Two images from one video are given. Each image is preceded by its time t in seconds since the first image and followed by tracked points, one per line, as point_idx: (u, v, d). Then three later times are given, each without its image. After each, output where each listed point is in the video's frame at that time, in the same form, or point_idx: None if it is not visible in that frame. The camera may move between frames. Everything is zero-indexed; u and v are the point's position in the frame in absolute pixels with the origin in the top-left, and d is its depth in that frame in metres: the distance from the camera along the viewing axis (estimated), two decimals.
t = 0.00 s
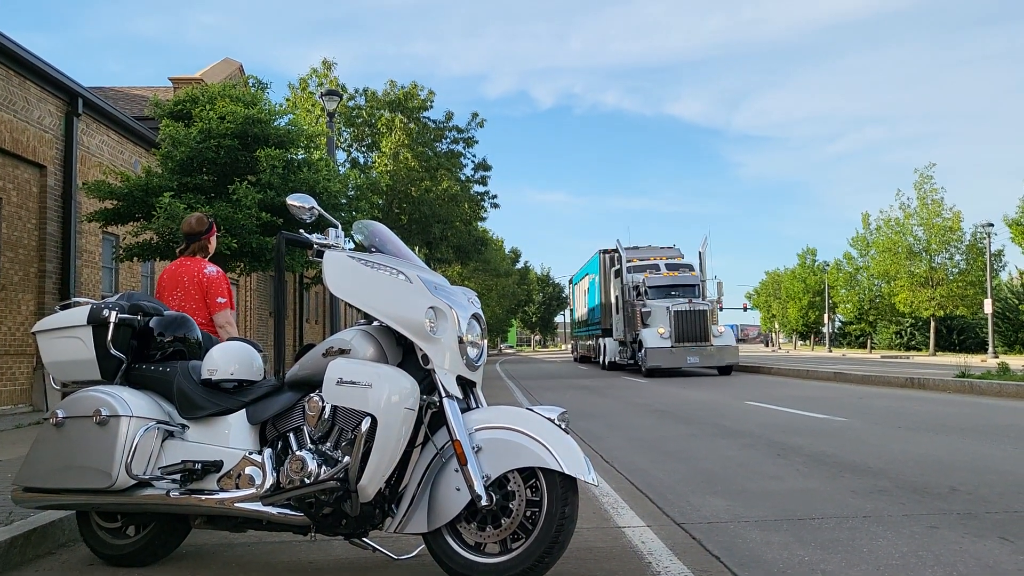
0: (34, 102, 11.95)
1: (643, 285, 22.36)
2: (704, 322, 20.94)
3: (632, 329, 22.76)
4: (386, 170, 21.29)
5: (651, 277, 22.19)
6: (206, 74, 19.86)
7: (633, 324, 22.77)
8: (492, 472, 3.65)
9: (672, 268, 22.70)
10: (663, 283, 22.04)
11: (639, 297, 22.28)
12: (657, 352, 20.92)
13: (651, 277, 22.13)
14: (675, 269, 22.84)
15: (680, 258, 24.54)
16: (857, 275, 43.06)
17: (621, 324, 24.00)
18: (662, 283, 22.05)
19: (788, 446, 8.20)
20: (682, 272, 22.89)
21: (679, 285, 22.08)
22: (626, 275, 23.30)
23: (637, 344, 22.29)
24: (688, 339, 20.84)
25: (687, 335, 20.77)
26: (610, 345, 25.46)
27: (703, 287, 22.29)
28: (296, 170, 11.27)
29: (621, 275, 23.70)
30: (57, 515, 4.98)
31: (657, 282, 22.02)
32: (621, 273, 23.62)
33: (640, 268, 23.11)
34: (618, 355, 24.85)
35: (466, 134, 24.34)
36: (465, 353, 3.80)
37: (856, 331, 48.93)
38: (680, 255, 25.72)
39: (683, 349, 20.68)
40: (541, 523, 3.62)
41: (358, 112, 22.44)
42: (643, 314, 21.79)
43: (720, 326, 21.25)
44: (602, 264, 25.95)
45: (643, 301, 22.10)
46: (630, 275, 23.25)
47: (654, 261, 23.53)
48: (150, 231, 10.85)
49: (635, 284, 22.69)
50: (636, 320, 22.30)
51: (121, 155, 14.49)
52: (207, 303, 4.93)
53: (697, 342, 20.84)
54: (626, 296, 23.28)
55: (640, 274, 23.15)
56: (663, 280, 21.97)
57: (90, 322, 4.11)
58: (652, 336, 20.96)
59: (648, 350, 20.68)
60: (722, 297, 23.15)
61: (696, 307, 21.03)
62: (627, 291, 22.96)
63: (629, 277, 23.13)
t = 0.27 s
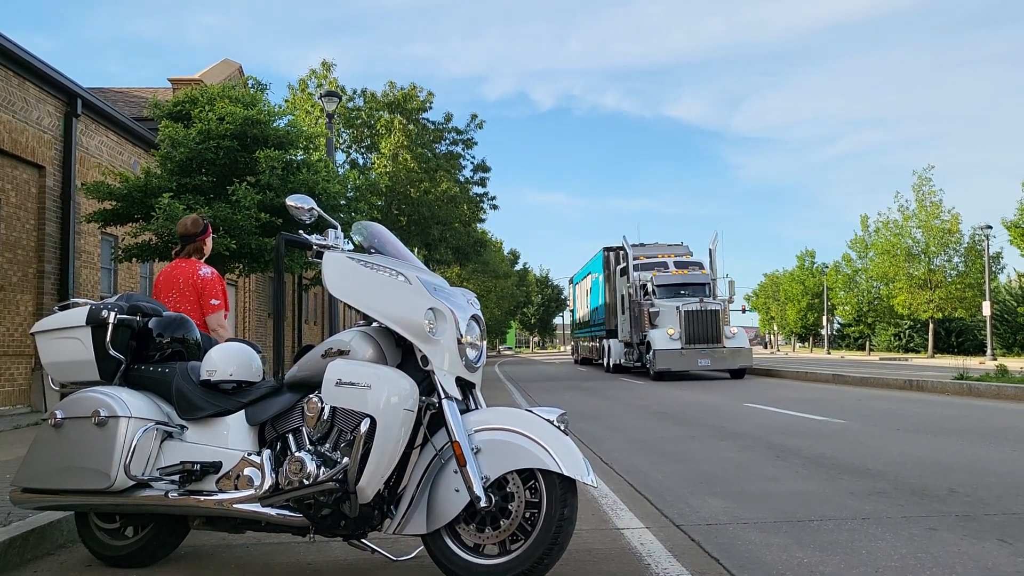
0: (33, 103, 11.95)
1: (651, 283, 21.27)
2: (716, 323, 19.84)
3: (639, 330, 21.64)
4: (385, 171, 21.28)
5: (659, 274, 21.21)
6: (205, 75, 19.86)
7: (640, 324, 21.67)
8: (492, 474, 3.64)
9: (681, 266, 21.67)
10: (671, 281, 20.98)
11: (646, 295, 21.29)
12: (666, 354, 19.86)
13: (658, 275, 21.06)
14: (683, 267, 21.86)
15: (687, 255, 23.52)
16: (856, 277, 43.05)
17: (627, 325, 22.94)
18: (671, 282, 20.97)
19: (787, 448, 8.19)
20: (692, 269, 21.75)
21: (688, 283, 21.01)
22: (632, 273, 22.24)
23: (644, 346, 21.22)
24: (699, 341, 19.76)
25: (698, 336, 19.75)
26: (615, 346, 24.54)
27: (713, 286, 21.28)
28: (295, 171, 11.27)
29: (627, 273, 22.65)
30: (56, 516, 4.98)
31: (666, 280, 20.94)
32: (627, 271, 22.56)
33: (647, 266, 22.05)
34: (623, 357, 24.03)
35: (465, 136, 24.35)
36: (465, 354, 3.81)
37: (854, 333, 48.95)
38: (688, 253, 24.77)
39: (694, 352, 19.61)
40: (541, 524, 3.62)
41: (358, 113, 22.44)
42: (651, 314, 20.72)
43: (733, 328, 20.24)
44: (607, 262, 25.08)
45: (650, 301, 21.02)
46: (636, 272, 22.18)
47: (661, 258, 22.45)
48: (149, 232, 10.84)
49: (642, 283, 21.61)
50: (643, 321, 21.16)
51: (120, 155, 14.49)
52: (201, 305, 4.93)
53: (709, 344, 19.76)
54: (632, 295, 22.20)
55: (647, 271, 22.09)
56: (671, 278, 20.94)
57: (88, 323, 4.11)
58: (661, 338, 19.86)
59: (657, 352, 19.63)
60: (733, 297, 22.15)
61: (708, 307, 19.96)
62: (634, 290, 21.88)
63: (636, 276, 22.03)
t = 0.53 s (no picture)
0: (33, 105, 11.95)
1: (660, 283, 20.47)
2: (729, 324, 19.04)
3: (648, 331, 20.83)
4: (385, 173, 21.28)
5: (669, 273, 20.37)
6: (205, 77, 19.87)
7: (650, 325, 20.85)
8: (491, 476, 3.64)
9: (693, 265, 20.82)
10: (681, 280, 20.18)
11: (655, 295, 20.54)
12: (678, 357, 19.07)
13: (668, 274, 20.27)
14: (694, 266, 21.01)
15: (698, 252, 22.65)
16: (856, 280, 43.05)
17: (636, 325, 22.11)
18: (681, 281, 20.22)
19: (786, 451, 8.19)
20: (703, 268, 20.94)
21: (699, 283, 20.23)
22: (640, 271, 21.41)
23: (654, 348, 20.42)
24: (712, 343, 18.99)
25: (711, 338, 18.97)
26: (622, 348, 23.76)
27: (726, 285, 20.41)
28: (295, 173, 11.27)
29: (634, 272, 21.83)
30: (55, 518, 4.97)
31: (676, 280, 20.16)
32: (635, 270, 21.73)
33: (657, 263, 21.22)
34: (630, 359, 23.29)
35: (464, 138, 24.37)
36: (464, 357, 3.81)
37: (854, 335, 48.93)
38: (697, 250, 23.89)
39: (707, 355, 18.85)
40: (540, 527, 3.62)
41: (357, 115, 22.46)
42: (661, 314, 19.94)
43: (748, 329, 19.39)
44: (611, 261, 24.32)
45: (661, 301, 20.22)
46: (644, 270, 21.38)
47: (671, 255, 21.62)
48: (149, 234, 10.84)
49: (650, 282, 20.77)
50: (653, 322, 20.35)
51: (120, 158, 14.50)
52: (197, 308, 4.93)
53: (723, 346, 19.01)
54: (640, 295, 21.36)
55: (655, 270, 21.29)
56: (682, 277, 20.17)
57: (88, 325, 4.11)
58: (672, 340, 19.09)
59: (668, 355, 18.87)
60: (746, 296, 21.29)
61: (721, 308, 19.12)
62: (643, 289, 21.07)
63: (644, 274, 21.21)
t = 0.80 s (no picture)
0: (33, 108, 11.97)
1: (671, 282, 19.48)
2: (745, 327, 18.01)
3: (658, 334, 19.79)
4: (384, 177, 21.30)
5: (679, 272, 19.39)
6: (205, 81, 19.89)
7: (660, 328, 19.82)
8: (491, 480, 3.65)
9: (704, 264, 19.92)
10: (693, 280, 19.21)
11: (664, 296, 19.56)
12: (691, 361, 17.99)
13: (679, 273, 19.32)
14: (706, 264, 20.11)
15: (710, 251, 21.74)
16: (855, 284, 43.08)
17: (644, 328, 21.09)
18: (693, 281, 19.20)
19: (786, 455, 8.19)
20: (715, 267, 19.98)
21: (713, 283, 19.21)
22: (649, 271, 20.47)
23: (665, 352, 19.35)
24: (727, 346, 17.91)
25: (726, 341, 17.91)
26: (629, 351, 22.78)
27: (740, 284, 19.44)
28: (295, 177, 11.28)
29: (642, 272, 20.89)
30: (53, 522, 4.97)
31: (688, 279, 19.17)
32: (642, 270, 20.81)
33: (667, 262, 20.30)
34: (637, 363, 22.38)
35: (464, 142, 24.39)
36: (464, 360, 3.82)
37: (853, 339, 48.94)
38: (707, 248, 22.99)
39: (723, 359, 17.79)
40: (540, 531, 3.62)
41: (357, 118, 22.50)
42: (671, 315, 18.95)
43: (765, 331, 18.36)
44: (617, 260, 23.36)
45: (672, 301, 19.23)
46: (653, 270, 20.45)
47: (681, 254, 20.70)
48: (148, 237, 10.85)
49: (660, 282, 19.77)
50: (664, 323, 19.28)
51: (119, 161, 14.51)
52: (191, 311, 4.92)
53: (739, 350, 17.90)
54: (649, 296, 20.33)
55: (666, 269, 20.32)
56: (694, 277, 19.18)
57: (87, 328, 4.11)
58: (685, 343, 18.03)
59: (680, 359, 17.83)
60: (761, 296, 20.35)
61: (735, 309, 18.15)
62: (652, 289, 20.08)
63: (654, 274, 20.24)
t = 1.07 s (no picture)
0: (33, 112, 11.97)
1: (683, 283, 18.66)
2: (766, 330, 17.22)
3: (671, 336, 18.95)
4: (384, 181, 21.31)
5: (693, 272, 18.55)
6: (205, 85, 19.91)
7: (672, 330, 19.00)
8: (491, 487, 3.64)
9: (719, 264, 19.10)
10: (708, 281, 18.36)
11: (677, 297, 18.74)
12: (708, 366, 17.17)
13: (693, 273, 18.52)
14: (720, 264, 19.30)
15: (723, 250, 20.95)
16: (856, 288, 43.08)
17: (655, 331, 20.20)
18: (707, 281, 18.44)
19: (786, 460, 8.18)
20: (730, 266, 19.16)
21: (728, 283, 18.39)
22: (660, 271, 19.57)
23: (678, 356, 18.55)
24: (746, 350, 17.13)
25: (745, 345, 17.13)
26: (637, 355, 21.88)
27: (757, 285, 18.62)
28: (295, 181, 11.28)
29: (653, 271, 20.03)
30: (53, 527, 4.96)
31: (702, 279, 18.32)
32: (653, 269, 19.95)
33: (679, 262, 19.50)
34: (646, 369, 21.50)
35: (464, 146, 24.41)
36: (465, 366, 3.81)
37: (854, 344, 48.94)
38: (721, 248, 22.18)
39: (741, 364, 17.04)
40: (541, 537, 3.61)
41: (357, 123, 22.53)
42: (685, 318, 18.16)
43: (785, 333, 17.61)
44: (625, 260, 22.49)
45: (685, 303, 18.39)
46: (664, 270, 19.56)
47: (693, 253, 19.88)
48: (148, 242, 10.85)
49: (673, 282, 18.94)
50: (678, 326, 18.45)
51: (119, 165, 14.51)
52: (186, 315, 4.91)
53: (759, 354, 17.16)
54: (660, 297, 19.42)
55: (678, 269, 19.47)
56: (709, 277, 18.33)
57: (87, 333, 4.10)
58: (700, 348, 17.19)
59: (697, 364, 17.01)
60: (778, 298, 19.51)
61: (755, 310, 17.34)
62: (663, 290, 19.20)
63: (666, 274, 19.36)
